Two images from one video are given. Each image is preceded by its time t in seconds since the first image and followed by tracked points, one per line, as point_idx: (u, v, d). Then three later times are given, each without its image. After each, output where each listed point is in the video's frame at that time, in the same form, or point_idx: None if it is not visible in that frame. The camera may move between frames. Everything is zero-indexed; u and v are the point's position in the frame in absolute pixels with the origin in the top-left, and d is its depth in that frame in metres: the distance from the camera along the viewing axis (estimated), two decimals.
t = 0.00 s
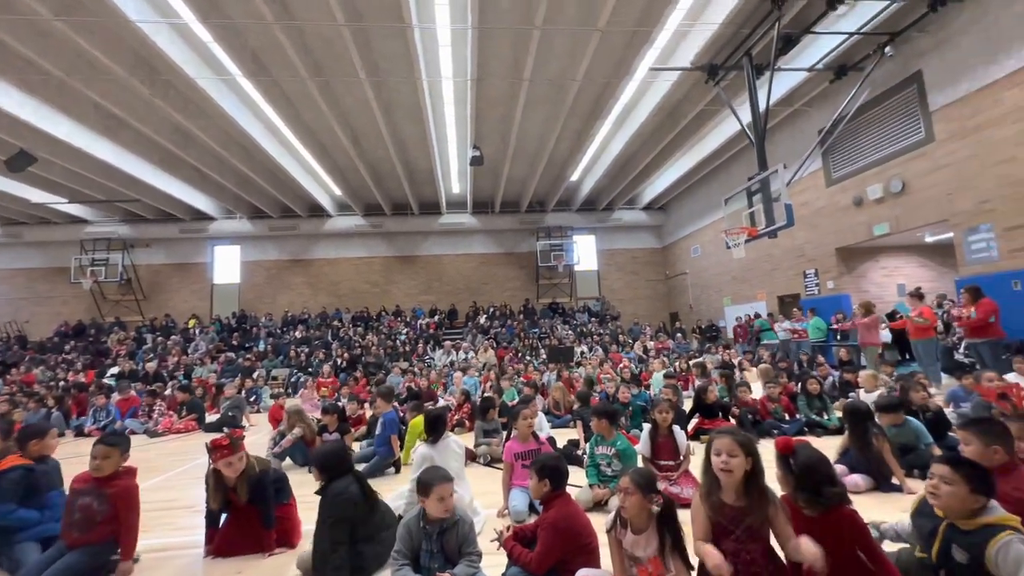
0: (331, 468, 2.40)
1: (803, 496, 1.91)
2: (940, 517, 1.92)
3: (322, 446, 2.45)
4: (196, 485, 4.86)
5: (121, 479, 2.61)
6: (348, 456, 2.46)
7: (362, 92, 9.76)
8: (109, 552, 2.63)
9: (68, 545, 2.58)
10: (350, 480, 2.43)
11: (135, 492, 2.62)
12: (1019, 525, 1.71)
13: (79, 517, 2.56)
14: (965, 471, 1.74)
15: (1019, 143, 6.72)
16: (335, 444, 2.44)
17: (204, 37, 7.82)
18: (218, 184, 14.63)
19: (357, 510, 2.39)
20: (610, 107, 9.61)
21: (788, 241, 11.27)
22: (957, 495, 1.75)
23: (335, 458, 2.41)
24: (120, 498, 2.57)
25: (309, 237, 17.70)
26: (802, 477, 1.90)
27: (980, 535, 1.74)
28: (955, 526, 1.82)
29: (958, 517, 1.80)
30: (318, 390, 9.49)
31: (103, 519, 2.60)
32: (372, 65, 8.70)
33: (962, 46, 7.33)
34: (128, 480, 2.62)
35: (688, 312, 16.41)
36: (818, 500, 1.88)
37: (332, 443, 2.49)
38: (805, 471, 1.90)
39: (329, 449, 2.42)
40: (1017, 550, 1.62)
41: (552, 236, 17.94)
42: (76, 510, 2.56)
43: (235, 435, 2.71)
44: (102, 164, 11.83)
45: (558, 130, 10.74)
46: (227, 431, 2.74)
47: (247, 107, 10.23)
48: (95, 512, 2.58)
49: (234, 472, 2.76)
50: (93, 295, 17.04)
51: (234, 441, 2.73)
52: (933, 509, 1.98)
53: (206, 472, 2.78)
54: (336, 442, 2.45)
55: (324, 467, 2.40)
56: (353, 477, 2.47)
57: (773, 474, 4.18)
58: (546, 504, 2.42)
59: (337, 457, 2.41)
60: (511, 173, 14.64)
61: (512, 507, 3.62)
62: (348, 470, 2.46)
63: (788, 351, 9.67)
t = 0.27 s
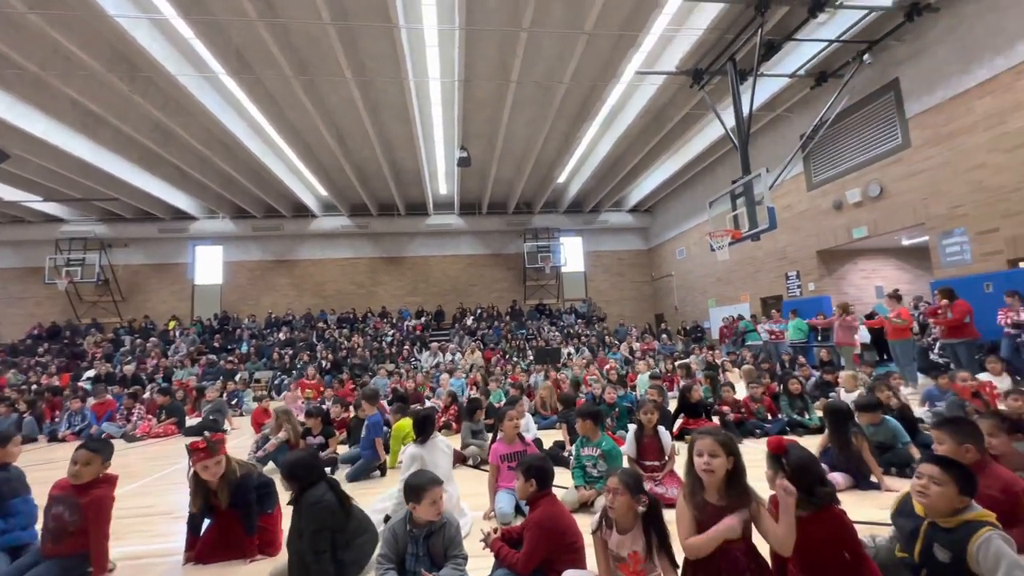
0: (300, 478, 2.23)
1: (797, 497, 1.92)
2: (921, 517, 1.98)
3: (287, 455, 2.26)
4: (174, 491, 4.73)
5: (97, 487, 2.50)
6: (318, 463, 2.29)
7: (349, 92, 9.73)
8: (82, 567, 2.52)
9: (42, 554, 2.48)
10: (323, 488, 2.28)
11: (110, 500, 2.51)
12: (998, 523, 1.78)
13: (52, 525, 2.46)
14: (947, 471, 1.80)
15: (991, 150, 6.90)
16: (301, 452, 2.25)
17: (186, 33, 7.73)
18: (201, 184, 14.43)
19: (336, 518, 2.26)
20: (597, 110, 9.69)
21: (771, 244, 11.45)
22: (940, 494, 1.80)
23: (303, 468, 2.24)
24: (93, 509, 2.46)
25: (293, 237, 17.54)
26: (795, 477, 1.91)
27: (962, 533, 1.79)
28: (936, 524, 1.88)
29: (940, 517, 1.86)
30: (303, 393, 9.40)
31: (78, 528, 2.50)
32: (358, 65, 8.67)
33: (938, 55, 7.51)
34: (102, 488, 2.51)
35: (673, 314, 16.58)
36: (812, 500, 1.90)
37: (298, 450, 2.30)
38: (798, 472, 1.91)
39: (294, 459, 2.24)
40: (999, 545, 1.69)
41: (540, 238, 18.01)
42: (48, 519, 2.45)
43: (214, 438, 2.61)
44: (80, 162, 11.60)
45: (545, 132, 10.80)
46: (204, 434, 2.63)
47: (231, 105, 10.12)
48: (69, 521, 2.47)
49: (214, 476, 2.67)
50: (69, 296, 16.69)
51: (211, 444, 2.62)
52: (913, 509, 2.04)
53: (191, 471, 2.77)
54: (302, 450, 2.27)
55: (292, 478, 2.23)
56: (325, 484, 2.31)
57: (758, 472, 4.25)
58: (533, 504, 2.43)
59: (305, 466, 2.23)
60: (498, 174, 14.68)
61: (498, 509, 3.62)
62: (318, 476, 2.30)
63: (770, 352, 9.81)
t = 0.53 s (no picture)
0: (278, 483, 2.20)
1: (789, 496, 1.94)
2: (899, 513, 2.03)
3: (264, 460, 2.24)
4: (156, 497, 4.66)
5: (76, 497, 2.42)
6: (296, 467, 2.27)
7: (337, 92, 9.68)
8: None
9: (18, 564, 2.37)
10: (303, 492, 2.27)
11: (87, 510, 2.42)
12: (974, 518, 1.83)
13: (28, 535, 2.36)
14: (929, 470, 1.84)
15: (968, 154, 7.05)
16: (277, 457, 2.23)
17: (170, 30, 7.64)
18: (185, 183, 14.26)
19: (318, 522, 2.24)
20: (585, 112, 9.74)
21: (756, 246, 11.59)
22: (922, 492, 1.84)
23: (282, 471, 2.22)
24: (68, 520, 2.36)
25: (280, 238, 17.39)
26: (791, 478, 1.93)
27: (939, 528, 1.84)
28: (914, 520, 1.93)
29: (918, 513, 1.90)
30: (289, 395, 9.32)
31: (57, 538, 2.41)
32: (347, 65, 8.64)
33: (918, 62, 7.67)
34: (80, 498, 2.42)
35: (661, 315, 16.70)
36: (807, 500, 1.93)
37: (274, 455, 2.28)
38: (792, 473, 1.93)
39: (272, 463, 2.21)
40: (975, 541, 1.74)
41: (529, 239, 18.06)
42: (24, 528, 2.37)
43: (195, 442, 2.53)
44: (60, 160, 11.39)
45: (535, 134, 10.84)
46: (186, 440, 2.57)
47: (217, 104, 10.02)
48: (44, 531, 2.38)
49: (196, 481, 2.59)
50: (47, 297, 16.37)
51: (191, 450, 2.54)
52: (892, 504, 2.09)
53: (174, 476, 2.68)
54: (279, 454, 2.25)
55: (270, 484, 2.19)
56: (305, 488, 2.29)
57: (748, 471, 4.32)
58: (521, 505, 2.45)
59: (284, 469, 2.21)
60: (487, 176, 14.69)
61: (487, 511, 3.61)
62: (297, 481, 2.28)
63: (755, 353, 9.92)
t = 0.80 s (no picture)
0: (255, 491, 2.13)
1: (786, 497, 1.92)
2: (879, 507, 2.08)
3: (238, 468, 2.15)
4: (139, 501, 4.60)
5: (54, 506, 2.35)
6: (272, 474, 2.20)
7: (326, 91, 9.64)
8: None
9: None
10: (280, 499, 2.21)
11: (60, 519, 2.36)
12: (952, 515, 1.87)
13: None
14: (913, 467, 1.87)
15: (949, 159, 7.19)
16: (253, 465, 2.15)
17: (156, 27, 7.56)
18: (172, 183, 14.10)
19: (296, 528, 2.20)
20: (575, 114, 9.78)
21: (744, 248, 11.70)
22: (902, 488, 1.88)
23: (259, 480, 2.14)
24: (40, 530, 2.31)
25: (269, 238, 17.26)
26: (793, 479, 1.90)
27: (917, 523, 1.88)
28: (893, 514, 1.98)
29: (897, 508, 1.95)
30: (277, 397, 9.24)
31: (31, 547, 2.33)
32: (337, 64, 8.61)
33: (900, 68, 7.81)
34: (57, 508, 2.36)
35: (651, 315, 16.79)
36: (804, 501, 1.91)
37: (248, 462, 2.19)
38: (793, 474, 1.91)
39: (248, 471, 2.13)
40: (950, 537, 1.79)
41: (520, 240, 18.08)
42: None
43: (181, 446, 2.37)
44: (42, 158, 11.21)
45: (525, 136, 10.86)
46: (172, 441, 2.39)
47: (204, 103, 9.93)
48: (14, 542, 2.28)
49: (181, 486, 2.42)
50: (29, 298, 16.10)
51: (178, 453, 2.36)
52: (872, 499, 2.14)
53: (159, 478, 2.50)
54: (255, 462, 2.17)
55: (246, 492, 2.12)
56: (281, 495, 2.23)
57: (736, 471, 4.36)
58: (512, 507, 2.46)
59: (262, 477, 2.14)
60: (478, 176, 14.69)
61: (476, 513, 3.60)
62: (273, 488, 2.21)
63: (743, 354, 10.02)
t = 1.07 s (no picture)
0: (234, 498, 2.07)
1: (782, 498, 1.95)
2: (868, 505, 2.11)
3: (217, 475, 2.10)
4: (121, 507, 4.54)
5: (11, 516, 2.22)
6: (252, 479, 2.16)
7: (314, 90, 9.58)
8: None
9: None
10: (260, 503, 2.17)
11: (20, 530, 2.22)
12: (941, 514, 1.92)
13: None
14: (906, 467, 1.90)
15: (928, 163, 7.33)
16: (231, 471, 2.10)
17: (138, 23, 7.46)
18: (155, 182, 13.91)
19: (276, 532, 2.16)
20: (564, 116, 9.81)
21: (731, 249, 11.82)
22: (895, 488, 1.91)
23: (237, 486, 2.09)
24: None
25: (255, 239, 17.10)
26: (788, 479, 1.93)
27: (909, 522, 1.92)
28: (884, 513, 2.01)
29: (890, 507, 1.97)
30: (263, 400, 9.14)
31: None
32: (324, 63, 8.55)
33: (881, 74, 7.95)
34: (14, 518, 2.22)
35: (640, 317, 16.90)
36: (796, 501, 1.96)
37: (227, 469, 2.14)
38: (790, 475, 1.95)
39: (226, 477, 2.08)
40: (942, 535, 1.83)
41: (509, 241, 18.10)
42: None
43: (162, 450, 2.14)
44: (20, 156, 11.00)
45: (514, 137, 10.88)
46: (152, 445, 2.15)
47: (188, 101, 9.81)
48: None
49: (164, 492, 2.21)
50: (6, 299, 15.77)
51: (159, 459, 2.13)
52: (862, 497, 2.17)
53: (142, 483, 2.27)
54: (233, 468, 2.12)
55: (224, 499, 2.06)
56: (260, 500, 2.19)
57: (722, 471, 4.40)
58: (501, 508, 2.47)
59: (241, 483, 2.09)
60: (467, 177, 14.68)
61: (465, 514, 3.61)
62: (252, 493, 2.16)
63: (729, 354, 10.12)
